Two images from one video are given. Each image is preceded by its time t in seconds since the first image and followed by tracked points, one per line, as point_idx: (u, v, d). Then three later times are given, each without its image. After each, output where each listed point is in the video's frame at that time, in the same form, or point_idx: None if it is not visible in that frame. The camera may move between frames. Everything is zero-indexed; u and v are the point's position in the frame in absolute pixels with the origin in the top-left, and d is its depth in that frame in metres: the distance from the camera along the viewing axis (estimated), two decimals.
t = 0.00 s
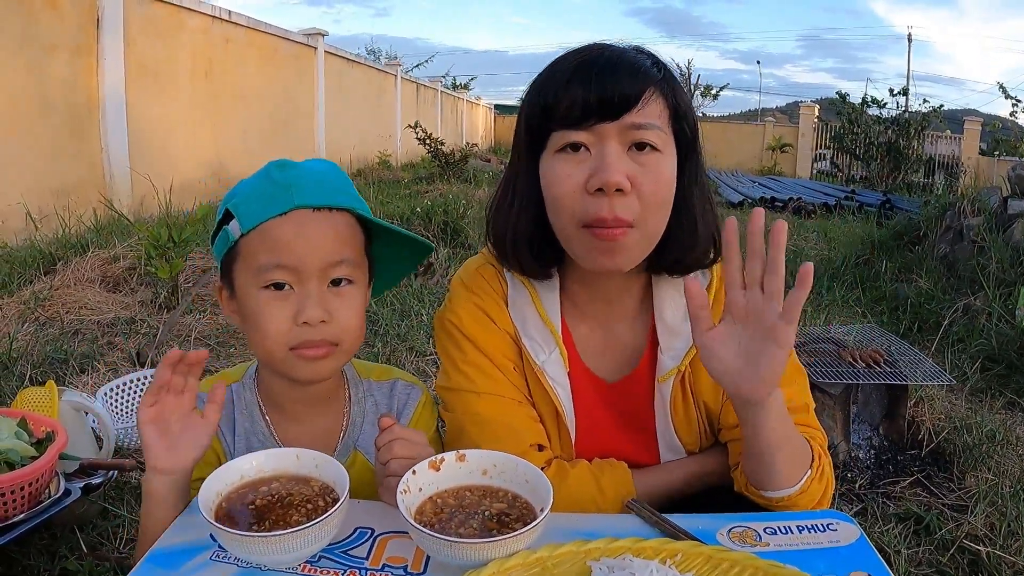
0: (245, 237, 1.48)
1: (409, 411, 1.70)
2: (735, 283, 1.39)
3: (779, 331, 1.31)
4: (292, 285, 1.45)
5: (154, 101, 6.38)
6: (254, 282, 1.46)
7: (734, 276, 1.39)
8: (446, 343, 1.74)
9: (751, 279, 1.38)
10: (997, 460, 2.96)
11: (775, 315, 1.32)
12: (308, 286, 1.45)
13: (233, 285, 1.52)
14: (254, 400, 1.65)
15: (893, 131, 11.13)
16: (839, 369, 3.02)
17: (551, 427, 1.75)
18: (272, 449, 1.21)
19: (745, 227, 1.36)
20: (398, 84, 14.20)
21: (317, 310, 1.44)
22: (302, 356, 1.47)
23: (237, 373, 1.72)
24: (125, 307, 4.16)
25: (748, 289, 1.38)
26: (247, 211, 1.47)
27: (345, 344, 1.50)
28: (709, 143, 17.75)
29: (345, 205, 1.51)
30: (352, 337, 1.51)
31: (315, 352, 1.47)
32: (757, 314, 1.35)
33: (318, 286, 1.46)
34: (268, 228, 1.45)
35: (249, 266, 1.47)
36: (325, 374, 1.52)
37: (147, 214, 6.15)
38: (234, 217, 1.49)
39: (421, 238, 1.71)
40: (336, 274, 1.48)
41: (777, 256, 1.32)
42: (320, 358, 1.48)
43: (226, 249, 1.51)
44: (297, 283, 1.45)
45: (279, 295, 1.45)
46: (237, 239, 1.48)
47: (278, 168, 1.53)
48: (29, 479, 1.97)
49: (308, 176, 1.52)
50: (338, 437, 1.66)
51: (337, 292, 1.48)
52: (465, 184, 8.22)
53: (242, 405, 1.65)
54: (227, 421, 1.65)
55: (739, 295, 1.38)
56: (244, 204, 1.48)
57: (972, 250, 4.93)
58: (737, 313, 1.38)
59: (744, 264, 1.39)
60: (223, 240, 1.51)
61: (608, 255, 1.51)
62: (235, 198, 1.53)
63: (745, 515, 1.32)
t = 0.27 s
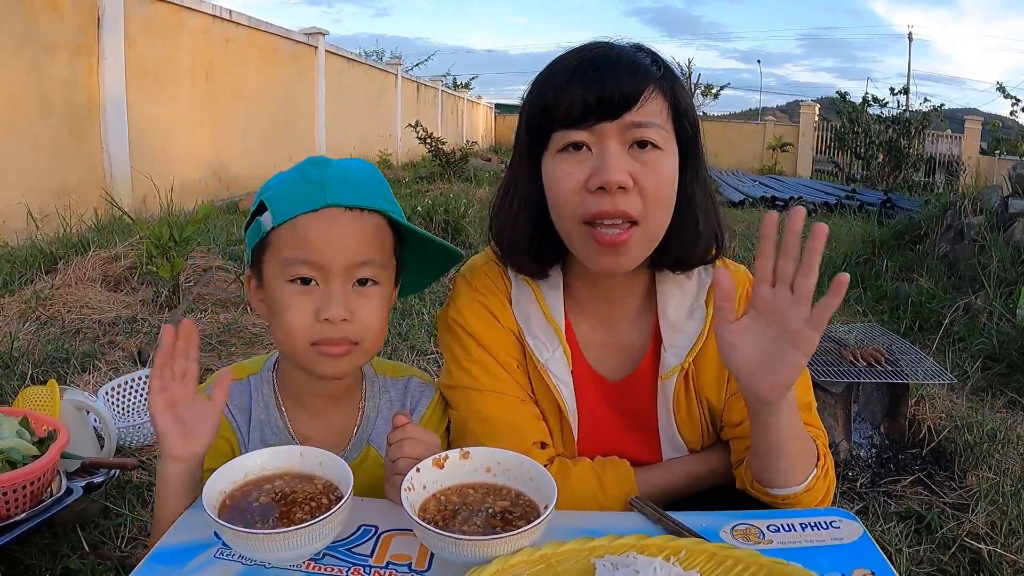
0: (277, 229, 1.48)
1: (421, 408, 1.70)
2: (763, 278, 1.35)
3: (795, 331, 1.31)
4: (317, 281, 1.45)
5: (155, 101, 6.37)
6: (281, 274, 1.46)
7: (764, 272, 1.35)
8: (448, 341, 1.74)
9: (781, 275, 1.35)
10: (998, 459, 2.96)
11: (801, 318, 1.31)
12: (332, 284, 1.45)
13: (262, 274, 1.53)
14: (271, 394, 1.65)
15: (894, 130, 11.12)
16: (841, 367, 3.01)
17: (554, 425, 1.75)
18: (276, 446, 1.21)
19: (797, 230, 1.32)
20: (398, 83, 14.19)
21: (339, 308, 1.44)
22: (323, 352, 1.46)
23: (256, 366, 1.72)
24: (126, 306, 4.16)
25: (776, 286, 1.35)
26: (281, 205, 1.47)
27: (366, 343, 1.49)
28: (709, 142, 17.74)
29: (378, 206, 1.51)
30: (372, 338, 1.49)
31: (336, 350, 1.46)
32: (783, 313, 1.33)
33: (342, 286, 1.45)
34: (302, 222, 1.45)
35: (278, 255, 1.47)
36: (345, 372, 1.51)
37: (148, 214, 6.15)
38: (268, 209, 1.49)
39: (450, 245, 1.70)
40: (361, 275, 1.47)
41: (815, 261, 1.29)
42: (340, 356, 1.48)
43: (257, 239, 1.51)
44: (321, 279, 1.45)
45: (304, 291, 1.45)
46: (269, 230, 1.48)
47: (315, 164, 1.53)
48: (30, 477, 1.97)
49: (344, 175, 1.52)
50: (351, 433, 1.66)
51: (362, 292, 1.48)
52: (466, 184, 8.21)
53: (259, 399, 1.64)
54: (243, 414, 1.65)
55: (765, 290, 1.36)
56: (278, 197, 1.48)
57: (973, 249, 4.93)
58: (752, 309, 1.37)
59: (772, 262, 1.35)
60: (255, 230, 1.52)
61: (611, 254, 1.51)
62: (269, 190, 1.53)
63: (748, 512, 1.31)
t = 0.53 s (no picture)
0: (284, 226, 1.47)
1: (432, 411, 1.69)
2: (810, 281, 1.35)
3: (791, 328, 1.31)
4: (330, 278, 1.45)
5: (157, 100, 6.38)
6: (291, 271, 1.46)
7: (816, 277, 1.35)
8: (450, 340, 1.74)
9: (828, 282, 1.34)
10: (1000, 459, 2.96)
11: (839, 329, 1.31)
12: (344, 279, 1.44)
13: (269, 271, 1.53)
14: (280, 394, 1.64)
15: (895, 130, 11.10)
16: (842, 367, 3.01)
17: (555, 423, 1.75)
18: (279, 444, 1.21)
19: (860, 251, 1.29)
20: (400, 82, 14.18)
21: (352, 303, 1.43)
22: (337, 349, 1.45)
23: (261, 368, 1.71)
24: (128, 305, 4.16)
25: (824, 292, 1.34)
26: (286, 203, 1.47)
27: (376, 342, 1.49)
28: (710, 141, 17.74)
29: (385, 201, 1.51)
30: (382, 334, 1.49)
31: (349, 347, 1.46)
32: (822, 320, 1.33)
33: (355, 281, 1.45)
34: (310, 220, 1.45)
35: (287, 253, 1.47)
36: (353, 371, 1.50)
37: (149, 212, 6.15)
38: (274, 207, 1.49)
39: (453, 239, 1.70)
40: (372, 271, 1.47)
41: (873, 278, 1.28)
42: (353, 353, 1.47)
43: (264, 237, 1.51)
44: (333, 275, 1.44)
45: (316, 288, 1.44)
46: (277, 228, 1.49)
47: (321, 161, 1.53)
48: (31, 475, 1.97)
49: (351, 170, 1.52)
50: (360, 433, 1.66)
51: (374, 288, 1.47)
52: (467, 183, 8.20)
53: (268, 399, 1.64)
54: (249, 417, 1.63)
55: (810, 293, 1.35)
56: (286, 193, 1.48)
57: (974, 249, 4.93)
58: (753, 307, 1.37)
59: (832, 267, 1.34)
60: (262, 229, 1.52)
61: (614, 251, 1.50)
62: (277, 187, 1.53)
63: (751, 510, 1.31)
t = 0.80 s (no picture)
0: (268, 233, 1.47)
1: (427, 411, 1.69)
2: (789, 278, 1.35)
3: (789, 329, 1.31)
4: (315, 285, 1.44)
5: (156, 99, 6.38)
6: (278, 279, 1.45)
7: (790, 272, 1.34)
8: (448, 340, 1.74)
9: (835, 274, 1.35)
10: (996, 461, 2.96)
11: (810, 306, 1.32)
12: (332, 284, 1.44)
13: (255, 280, 1.52)
14: (274, 396, 1.64)
15: (893, 134, 11.12)
16: (839, 369, 3.02)
17: (552, 423, 1.75)
18: (276, 442, 1.21)
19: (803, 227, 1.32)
20: (398, 83, 14.20)
21: (342, 309, 1.43)
22: (323, 357, 1.46)
23: (255, 370, 1.71)
24: (125, 303, 4.15)
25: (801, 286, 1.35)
26: (271, 207, 1.46)
27: (366, 347, 1.49)
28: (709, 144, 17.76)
29: (371, 203, 1.51)
30: (372, 338, 1.49)
31: (339, 355, 1.46)
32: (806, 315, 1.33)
33: (343, 285, 1.45)
34: (294, 227, 1.44)
35: (273, 262, 1.46)
36: (346, 378, 1.51)
37: (147, 211, 6.15)
38: (257, 214, 1.48)
39: (445, 235, 1.71)
40: (360, 275, 1.47)
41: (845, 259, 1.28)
42: (342, 360, 1.48)
43: (248, 245, 1.50)
44: (321, 282, 1.44)
45: (304, 295, 1.44)
46: (260, 235, 1.48)
47: (304, 163, 1.51)
48: (27, 473, 1.96)
49: (334, 174, 1.51)
50: (356, 435, 1.65)
51: (362, 292, 1.47)
52: (465, 183, 8.20)
53: (261, 401, 1.63)
54: (241, 420, 1.63)
55: (790, 290, 1.35)
56: (268, 200, 1.48)
57: (972, 252, 4.94)
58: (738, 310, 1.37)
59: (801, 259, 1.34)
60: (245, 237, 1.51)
61: (610, 251, 1.51)
62: (258, 194, 1.52)
63: (747, 511, 1.31)
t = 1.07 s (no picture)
0: (259, 232, 1.46)
1: (415, 408, 1.67)
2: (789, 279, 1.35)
3: (788, 324, 1.31)
4: (302, 287, 1.44)
5: (155, 98, 6.37)
6: (266, 279, 1.45)
7: (742, 269, 1.39)
8: (446, 337, 1.74)
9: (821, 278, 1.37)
10: (994, 460, 2.97)
11: (785, 307, 1.32)
12: (320, 288, 1.44)
13: (243, 278, 1.52)
14: (258, 394, 1.64)
15: (892, 133, 11.12)
16: (837, 367, 3.02)
17: (550, 421, 1.75)
18: (273, 439, 1.21)
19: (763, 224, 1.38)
20: (397, 81, 14.18)
21: (329, 313, 1.43)
22: (309, 359, 1.46)
23: (240, 368, 1.70)
24: (122, 301, 4.14)
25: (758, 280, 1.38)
26: (262, 206, 1.45)
27: (353, 349, 1.50)
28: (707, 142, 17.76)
29: (362, 205, 1.50)
30: (358, 343, 1.50)
31: (324, 357, 1.46)
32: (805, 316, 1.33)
33: (332, 288, 1.45)
34: (286, 227, 1.43)
35: (262, 262, 1.46)
36: (331, 379, 1.51)
37: (145, 209, 6.13)
38: (247, 213, 1.47)
39: (436, 241, 1.71)
40: (350, 278, 1.47)
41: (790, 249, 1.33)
42: (327, 363, 1.48)
43: (238, 243, 1.50)
44: (309, 285, 1.44)
45: (291, 297, 1.44)
46: (250, 234, 1.47)
47: (297, 162, 1.51)
48: (24, 471, 1.96)
49: (326, 173, 1.50)
50: (339, 434, 1.66)
51: (350, 295, 1.47)
52: (464, 182, 8.20)
53: (246, 399, 1.63)
54: (225, 417, 1.63)
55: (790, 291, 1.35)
56: (260, 199, 1.47)
57: (970, 251, 4.95)
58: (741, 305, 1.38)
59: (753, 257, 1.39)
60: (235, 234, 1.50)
61: (607, 248, 1.50)
62: (250, 191, 1.51)
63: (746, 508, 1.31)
